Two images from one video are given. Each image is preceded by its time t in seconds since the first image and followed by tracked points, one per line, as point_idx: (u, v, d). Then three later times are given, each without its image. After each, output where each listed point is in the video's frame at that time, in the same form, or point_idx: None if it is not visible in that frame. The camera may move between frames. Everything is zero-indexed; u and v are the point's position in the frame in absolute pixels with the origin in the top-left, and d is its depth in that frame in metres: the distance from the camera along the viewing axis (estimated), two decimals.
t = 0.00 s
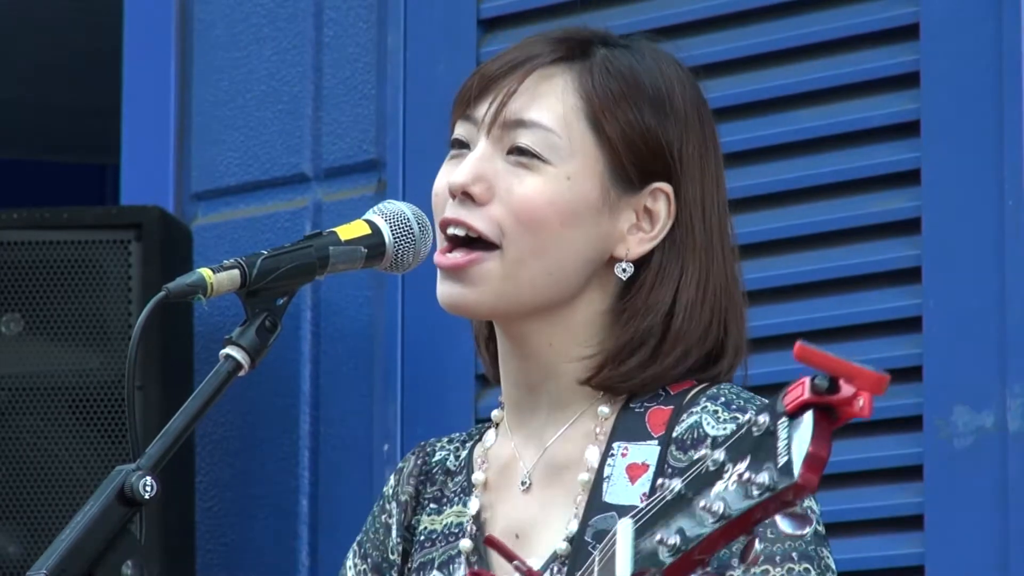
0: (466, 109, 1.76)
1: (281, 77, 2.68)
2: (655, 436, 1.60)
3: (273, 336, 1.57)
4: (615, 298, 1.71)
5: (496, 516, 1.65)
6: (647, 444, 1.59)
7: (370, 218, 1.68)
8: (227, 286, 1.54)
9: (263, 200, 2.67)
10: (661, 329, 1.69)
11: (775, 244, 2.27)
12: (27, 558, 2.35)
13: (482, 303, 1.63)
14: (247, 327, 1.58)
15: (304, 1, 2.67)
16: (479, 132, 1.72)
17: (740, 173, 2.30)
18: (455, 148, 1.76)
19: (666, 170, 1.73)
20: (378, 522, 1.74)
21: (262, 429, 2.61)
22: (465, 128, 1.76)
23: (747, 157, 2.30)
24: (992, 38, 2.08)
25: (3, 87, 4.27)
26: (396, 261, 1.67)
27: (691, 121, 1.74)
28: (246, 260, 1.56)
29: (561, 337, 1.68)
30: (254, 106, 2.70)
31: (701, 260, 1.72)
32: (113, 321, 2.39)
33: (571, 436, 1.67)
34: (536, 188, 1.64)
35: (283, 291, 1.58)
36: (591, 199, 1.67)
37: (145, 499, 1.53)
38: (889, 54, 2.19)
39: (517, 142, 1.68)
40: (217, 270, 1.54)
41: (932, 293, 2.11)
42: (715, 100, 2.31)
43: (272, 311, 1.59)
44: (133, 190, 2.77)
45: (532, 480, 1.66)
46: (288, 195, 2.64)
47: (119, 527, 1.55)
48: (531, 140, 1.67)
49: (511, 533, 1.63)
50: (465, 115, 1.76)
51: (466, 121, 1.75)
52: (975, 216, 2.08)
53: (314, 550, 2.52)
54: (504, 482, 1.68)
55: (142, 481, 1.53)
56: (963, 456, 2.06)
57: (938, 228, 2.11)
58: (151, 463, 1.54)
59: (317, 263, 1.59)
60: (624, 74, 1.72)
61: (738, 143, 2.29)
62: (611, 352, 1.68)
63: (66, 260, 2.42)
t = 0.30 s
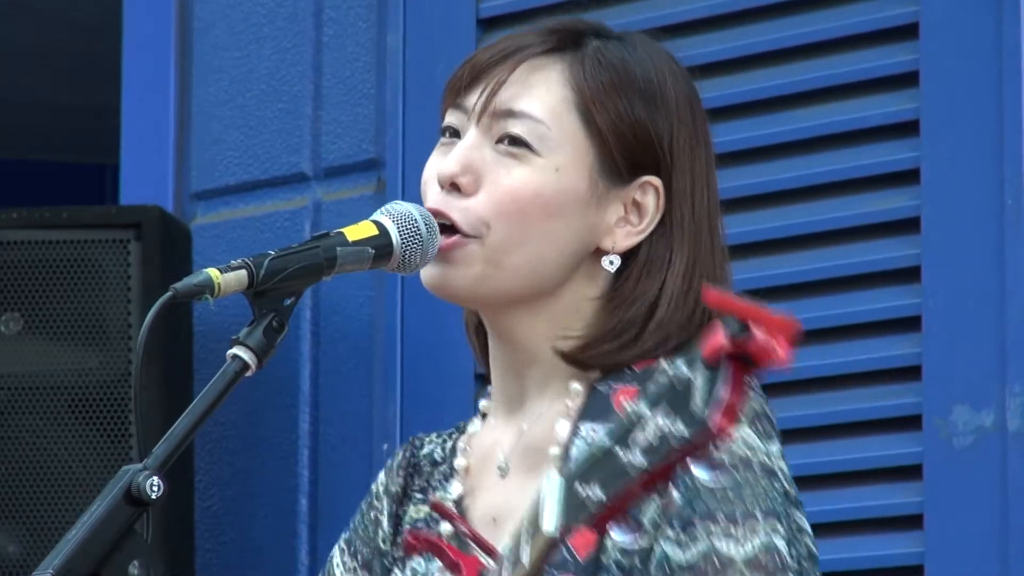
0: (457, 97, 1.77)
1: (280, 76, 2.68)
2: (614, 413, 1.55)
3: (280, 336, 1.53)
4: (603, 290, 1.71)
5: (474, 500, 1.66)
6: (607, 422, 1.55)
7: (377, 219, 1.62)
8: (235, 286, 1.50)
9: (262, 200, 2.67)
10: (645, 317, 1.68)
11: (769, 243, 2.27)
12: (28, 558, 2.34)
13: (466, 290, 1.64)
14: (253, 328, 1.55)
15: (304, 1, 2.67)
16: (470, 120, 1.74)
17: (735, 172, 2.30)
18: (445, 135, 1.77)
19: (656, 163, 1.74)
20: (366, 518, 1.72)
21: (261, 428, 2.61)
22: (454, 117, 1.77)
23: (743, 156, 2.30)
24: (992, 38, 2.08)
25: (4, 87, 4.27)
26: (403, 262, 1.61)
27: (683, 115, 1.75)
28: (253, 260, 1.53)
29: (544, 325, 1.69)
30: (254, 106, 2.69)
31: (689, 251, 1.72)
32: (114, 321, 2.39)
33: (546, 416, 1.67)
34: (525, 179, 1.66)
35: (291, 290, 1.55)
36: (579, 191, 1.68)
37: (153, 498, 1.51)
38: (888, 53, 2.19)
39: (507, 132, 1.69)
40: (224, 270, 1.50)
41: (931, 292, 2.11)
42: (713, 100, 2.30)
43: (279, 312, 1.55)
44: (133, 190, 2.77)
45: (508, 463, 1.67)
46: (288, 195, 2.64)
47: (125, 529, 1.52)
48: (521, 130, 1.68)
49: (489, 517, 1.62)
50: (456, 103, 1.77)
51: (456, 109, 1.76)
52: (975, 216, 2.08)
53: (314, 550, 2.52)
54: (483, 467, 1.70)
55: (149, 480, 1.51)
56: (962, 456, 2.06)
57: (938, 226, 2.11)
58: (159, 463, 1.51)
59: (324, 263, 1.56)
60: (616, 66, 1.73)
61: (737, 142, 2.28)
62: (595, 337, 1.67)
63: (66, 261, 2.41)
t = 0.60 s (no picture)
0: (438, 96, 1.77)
1: (280, 76, 2.68)
2: (588, 398, 1.61)
3: (280, 336, 1.54)
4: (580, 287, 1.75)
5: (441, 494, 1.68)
6: (582, 406, 1.61)
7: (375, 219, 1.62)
8: (235, 286, 1.50)
9: (262, 200, 2.67)
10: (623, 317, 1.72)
11: (768, 244, 2.26)
12: (28, 558, 2.34)
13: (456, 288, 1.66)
14: (253, 328, 1.55)
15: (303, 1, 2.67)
16: (455, 121, 1.74)
17: (736, 173, 2.29)
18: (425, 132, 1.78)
19: (637, 169, 1.78)
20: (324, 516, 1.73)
21: (260, 429, 2.60)
22: (435, 113, 1.77)
23: (742, 157, 2.29)
24: (993, 38, 2.09)
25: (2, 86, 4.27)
26: (403, 262, 1.61)
27: (665, 121, 1.80)
28: (252, 260, 1.53)
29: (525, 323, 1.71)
30: (254, 106, 2.69)
31: (668, 255, 1.77)
32: (113, 321, 2.39)
33: (511, 404, 1.70)
34: (518, 188, 1.68)
35: (288, 291, 1.55)
36: (569, 199, 1.72)
37: (152, 499, 1.51)
38: (888, 54, 2.19)
39: (498, 138, 1.71)
40: (223, 271, 1.50)
41: (931, 292, 2.11)
42: (714, 100, 2.30)
43: (278, 312, 1.56)
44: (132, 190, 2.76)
45: (475, 455, 1.69)
46: (288, 195, 2.64)
47: (124, 529, 1.53)
48: (514, 137, 1.71)
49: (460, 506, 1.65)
50: (438, 101, 1.77)
51: (439, 106, 1.76)
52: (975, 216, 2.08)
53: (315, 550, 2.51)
54: (449, 460, 1.71)
55: (148, 481, 1.51)
56: (962, 456, 2.07)
57: (937, 227, 2.11)
58: (157, 464, 1.52)
59: (323, 264, 1.56)
60: (603, 72, 1.77)
61: (738, 143, 2.28)
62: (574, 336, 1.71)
63: (66, 260, 2.41)
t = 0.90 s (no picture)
0: (441, 100, 1.84)
1: (281, 75, 2.69)
2: (604, 416, 1.72)
3: (275, 334, 1.56)
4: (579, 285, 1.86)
5: (444, 497, 1.79)
6: (599, 424, 1.72)
7: (370, 215, 1.66)
8: (229, 283, 1.52)
9: (264, 198, 2.68)
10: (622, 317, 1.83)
11: (771, 242, 2.30)
12: (31, 555, 2.36)
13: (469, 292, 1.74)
14: (248, 324, 1.57)
15: None
16: (461, 124, 1.81)
17: (737, 172, 2.32)
18: (425, 136, 1.84)
19: (633, 168, 1.88)
20: (307, 511, 1.86)
21: (261, 427, 2.61)
22: (437, 116, 1.84)
23: (745, 155, 2.32)
24: (992, 38, 2.14)
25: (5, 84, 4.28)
26: (397, 258, 1.65)
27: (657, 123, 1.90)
28: (247, 257, 1.55)
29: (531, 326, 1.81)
30: (255, 104, 2.70)
31: (661, 253, 1.88)
32: (115, 318, 2.39)
33: (517, 412, 1.80)
34: (526, 187, 1.77)
35: (283, 287, 1.57)
36: (574, 198, 1.81)
37: (147, 495, 1.53)
38: (887, 53, 2.23)
39: (506, 139, 1.79)
40: (218, 267, 1.52)
41: (932, 289, 2.16)
42: (716, 99, 2.33)
43: (273, 309, 1.57)
44: (133, 190, 2.77)
45: (480, 462, 1.79)
46: (289, 194, 2.65)
47: (120, 524, 1.55)
48: (521, 138, 1.79)
49: (468, 511, 1.76)
50: (440, 101, 1.84)
51: (441, 109, 1.83)
52: (975, 213, 2.13)
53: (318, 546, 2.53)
54: (450, 464, 1.81)
55: (144, 477, 1.53)
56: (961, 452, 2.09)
57: (937, 225, 2.16)
58: (153, 459, 1.54)
59: (318, 260, 1.58)
60: (601, 73, 1.86)
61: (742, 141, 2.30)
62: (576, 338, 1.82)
63: (68, 259, 2.42)
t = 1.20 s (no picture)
0: (428, 113, 1.98)
1: (296, 84, 2.83)
2: (621, 420, 1.84)
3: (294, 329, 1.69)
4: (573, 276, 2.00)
5: (451, 486, 1.89)
6: (614, 429, 1.83)
7: (383, 216, 1.79)
8: (251, 281, 1.64)
9: (278, 200, 2.82)
10: (617, 307, 1.99)
11: (759, 241, 2.44)
12: (58, 537, 2.50)
13: (469, 292, 1.86)
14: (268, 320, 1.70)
15: (317, 13, 2.82)
16: (448, 134, 1.94)
17: (736, 173, 2.47)
18: (416, 150, 1.97)
19: (615, 160, 2.02)
20: (314, 503, 1.95)
21: (276, 416, 2.75)
22: (426, 131, 1.97)
23: (740, 157, 2.47)
24: (963, 51, 2.28)
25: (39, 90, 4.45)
26: (409, 257, 1.79)
27: (632, 116, 2.04)
28: (267, 256, 1.68)
29: (531, 320, 1.95)
30: (270, 112, 2.85)
31: (646, 239, 2.03)
32: (139, 313, 2.54)
33: (529, 411, 1.92)
34: (513, 185, 1.90)
35: (301, 286, 1.70)
36: (561, 192, 1.94)
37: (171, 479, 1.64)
38: (870, 61, 2.38)
39: (490, 142, 1.92)
40: (241, 267, 1.64)
41: (907, 286, 2.29)
42: (715, 104, 2.48)
43: (291, 305, 1.71)
44: (155, 193, 2.92)
45: (488, 453, 1.90)
46: (301, 196, 2.79)
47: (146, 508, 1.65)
48: (506, 140, 1.92)
49: (472, 499, 1.86)
50: (426, 117, 1.98)
51: (428, 124, 1.96)
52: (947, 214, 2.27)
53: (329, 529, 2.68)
54: (458, 455, 1.92)
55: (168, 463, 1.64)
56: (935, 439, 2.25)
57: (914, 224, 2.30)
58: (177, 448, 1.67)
59: (335, 259, 1.71)
60: (575, 74, 2.00)
61: (740, 144, 2.45)
62: (577, 329, 1.96)
63: (96, 257, 2.57)
